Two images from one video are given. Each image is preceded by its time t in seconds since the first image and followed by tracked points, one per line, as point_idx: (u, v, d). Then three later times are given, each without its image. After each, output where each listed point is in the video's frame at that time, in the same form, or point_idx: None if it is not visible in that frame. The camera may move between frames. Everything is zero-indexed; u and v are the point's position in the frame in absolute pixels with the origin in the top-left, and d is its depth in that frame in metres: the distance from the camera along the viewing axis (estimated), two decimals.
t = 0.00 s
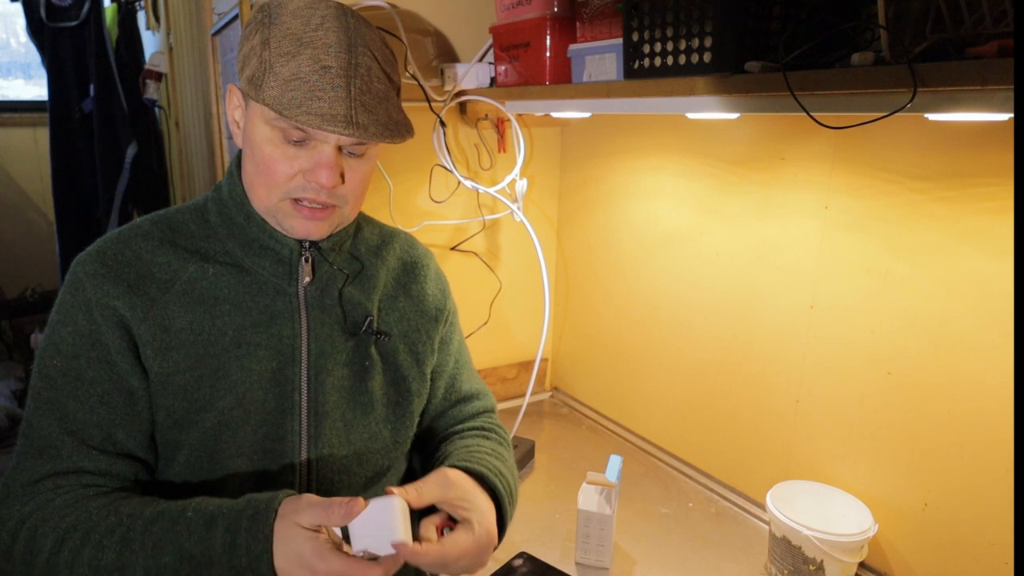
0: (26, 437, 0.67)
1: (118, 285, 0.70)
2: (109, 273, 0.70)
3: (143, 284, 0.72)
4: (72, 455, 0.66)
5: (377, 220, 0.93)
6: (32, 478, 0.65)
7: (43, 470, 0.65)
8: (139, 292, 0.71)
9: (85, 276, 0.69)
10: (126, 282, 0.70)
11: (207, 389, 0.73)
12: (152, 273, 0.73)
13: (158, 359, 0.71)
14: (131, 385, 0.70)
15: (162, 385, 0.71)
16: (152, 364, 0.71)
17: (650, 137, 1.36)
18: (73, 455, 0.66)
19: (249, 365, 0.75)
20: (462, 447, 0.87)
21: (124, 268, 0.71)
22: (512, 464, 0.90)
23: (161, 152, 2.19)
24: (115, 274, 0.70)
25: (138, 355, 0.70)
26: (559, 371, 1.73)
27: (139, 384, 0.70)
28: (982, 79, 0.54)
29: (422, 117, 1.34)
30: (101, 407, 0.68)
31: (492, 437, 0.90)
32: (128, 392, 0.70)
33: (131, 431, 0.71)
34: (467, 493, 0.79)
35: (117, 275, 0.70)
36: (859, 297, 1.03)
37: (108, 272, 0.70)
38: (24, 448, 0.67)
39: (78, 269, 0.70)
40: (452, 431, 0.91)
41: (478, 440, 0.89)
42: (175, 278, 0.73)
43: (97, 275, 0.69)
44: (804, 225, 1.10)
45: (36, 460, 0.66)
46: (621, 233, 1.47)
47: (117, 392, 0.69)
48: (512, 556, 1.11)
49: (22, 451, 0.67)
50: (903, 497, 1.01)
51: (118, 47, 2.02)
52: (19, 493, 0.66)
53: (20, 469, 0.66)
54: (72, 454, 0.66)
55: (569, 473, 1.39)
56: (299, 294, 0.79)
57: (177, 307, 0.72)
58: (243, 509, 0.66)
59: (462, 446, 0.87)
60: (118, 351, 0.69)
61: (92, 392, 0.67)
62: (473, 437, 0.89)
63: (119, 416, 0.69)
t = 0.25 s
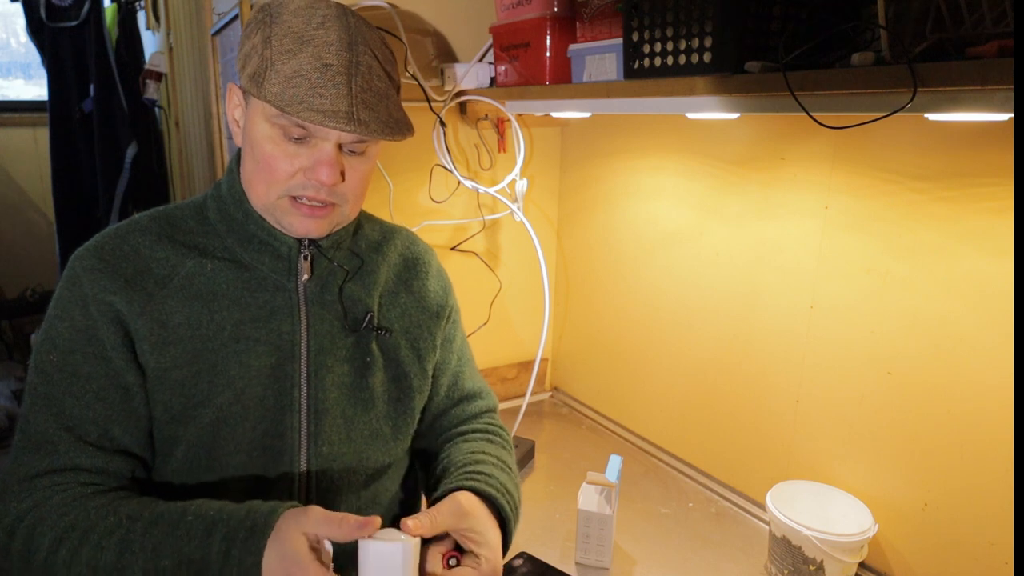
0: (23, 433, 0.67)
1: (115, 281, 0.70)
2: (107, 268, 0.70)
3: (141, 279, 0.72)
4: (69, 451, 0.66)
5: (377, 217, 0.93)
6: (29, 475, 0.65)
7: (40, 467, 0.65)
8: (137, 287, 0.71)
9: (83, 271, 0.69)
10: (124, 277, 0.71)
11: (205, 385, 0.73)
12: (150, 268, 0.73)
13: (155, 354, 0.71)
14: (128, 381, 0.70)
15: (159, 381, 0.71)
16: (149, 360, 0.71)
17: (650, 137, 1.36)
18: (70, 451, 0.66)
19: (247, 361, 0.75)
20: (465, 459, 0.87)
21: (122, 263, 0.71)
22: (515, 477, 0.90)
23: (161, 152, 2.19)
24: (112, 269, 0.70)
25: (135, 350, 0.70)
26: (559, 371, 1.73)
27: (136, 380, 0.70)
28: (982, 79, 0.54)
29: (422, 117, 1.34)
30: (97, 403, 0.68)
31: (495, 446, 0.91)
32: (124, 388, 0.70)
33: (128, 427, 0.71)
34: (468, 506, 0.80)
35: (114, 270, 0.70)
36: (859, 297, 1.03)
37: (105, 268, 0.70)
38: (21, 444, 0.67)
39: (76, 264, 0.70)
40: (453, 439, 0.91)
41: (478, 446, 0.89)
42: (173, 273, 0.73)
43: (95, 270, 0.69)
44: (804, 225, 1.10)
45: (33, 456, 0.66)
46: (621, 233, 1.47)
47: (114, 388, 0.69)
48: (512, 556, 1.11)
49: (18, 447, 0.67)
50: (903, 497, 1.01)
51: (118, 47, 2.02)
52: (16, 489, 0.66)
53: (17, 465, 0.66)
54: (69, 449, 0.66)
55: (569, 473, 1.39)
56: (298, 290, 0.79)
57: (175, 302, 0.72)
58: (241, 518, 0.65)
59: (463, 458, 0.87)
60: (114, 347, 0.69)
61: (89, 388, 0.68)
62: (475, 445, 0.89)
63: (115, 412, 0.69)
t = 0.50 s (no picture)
0: (20, 433, 0.67)
1: (113, 279, 0.70)
2: (104, 266, 0.70)
3: (139, 278, 0.72)
4: (65, 451, 0.66)
5: (378, 215, 0.93)
6: (25, 476, 0.66)
7: (36, 469, 0.65)
8: (135, 285, 0.71)
9: (80, 270, 0.69)
10: (122, 275, 0.71)
11: (204, 383, 0.73)
12: (148, 266, 0.73)
13: (153, 352, 0.71)
14: (125, 380, 0.70)
15: (157, 379, 0.71)
16: (147, 358, 0.71)
17: (650, 137, 1.36)
18: (66, 451, 0.66)
19: (246, 360, 0.75)
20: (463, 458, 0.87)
21: (120, 261, 0.71)
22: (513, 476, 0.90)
23: (161, 152, 2.19)
24: (111, 267, 0.70)
25: (134, 348, 0.70)
26: (559, 371, 1.73)
27: (133, 380, 0.70)
28: (982, 80, 0.54)
29: (422, 117, 1.34)
30: (94, 402, 0.68)
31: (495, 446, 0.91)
32: (121, 387, 0.70)
33: (125, 426, 0.71)
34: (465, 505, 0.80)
35: (112, 267, 0.70)
36: (859, 297, 1.03)
37: (103, 265, 0.70)
38: (18, 444, 0.67)
39: (74, 261, 0.70)
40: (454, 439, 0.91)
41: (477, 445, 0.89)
42: (172, 271, 0.73)
43: (93, 268, 0.69)
44: (805, 225, 1.10)
45: (29, 455, 0.66)
46: (621, 233, 1.47)
47: (111, 387, 0.69)
48: (512, 556, 1.11)
49: (15, 446, 0.67)
50: (903, 497, 1.01)
51: (118, 47, 2.02)
52: (11, 491, 0.66)
53: (13, 465, 0.66)
54: (65, 450, 0.66)
55: (569, 473, 1.39)
56: (298, 287, 0.79)
57: (173, 300, 0.72)
58: (233, 532, 0.65)
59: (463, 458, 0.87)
60: (111, 346, 0.69)
61: (86, 387, 0.68)
62: (476, 444, 0.90)
63: (112, 411, 0.69)
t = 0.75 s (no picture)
0: (20, 435, 0.67)
1: (114, 280, 0.70)
2: (106, 267, 0.70)
3: (141, 278, 0.72)
4: (65, 453, 0.66)
5: (379, 216, 0.93)
6: (26, 478, 0.65)
7: (37, 471, 0.65)
8: (137, 286, 0.71)
9: (82, 270, 0.69)
10: (124, 276, 0.70)
11: (205, 385, 0.73)
12: (150, 267, 0.73)
13: (155, 354, 0.71)
14: (126, 382, 0.70)
15: (159, 381, 0.71)
16: (149, 359, 0.71)
17: (650, 137, 1.36)
18: (66, 453, 0.66)
19: (248, 361, 0.75)
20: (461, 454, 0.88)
21: (122, 261, 0.71)
22: (512, 475, 0.90)
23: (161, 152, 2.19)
24: (113, 268, 0.70)
25: (136, 349, 0.70)
26: (559, 371, 1.73)
27: (134, 382, 0.70)
28: (982, 80, 0.54)
29: (422, 117, 1.34)
30: (95, 404, 0.68)
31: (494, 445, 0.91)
32: (122, 389, 0.70)
33: (125, 428, 0.71)
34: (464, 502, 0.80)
35: (114, 268, 0.70)
36: (859, 297, 1.03)
37: (105, 266, 0.70)
38: (18, 445, 0.67)
39: (75, 262, 0.70)
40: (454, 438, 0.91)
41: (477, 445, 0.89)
42: (174, 272, 0.73)
43: (95, 269, 0.69)
44: (804, 225, 1.10)
45: (30, 457, 0.66)
46: (621, 233, 1.47)
47: (112, 389, 0.69)
48: (512, 556, 1.12)
49: (15, 447, 0.67)
50: (903, 497, 1.01)
51: (118, 47, 2.02)
52: (11, 492, 0.66)
53: (14, 467, 0.66)
54: (66, 451, 0.66)
55: (569, 473, 1.39)
56: (300, 288, 0.79)
57: (175, 301, 0.72)
58: (231, 538, 0.65)
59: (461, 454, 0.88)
60: (113, 347, 0.69)
61: (87, 388, 0.68)
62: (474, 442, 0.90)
63: (113, 413, 0.69)
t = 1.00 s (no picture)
0: (21, 434, 0.67)
1: (117, 279, 0.70)
2: (109, 266, 0.70)
3: (144, 278, 0.71)
4: (67, 453, 0.66)
5: (381, 218, 0.94)
6: (27, 478, 0.65)
7: (38, 471, 0.65)
8: (140, 286, 0.71)
9: (84, 270, 0.69)
10: (126, 276, 0.70)
11: (208, 385, 0.73)
12: (153, 266, 0.73)
13: (158, 354, 0.71)
14: (129, 382, 0.70)
15: (162, 381, 0.71)
16: (153, 359, 0.71)
17: (650, 137, 1.36)
18: (68, 453, 0.66)
19: (250, 361, 0.75)
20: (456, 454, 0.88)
21: (124, 261, 0.71)
22: (508, 477, 0.91)
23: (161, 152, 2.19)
24: (116, 267, 0.70)
25: (138, 349, 0.70)
26: (559, 371, 1.73)
27: (137, 382, 0.70)
28: (982, 80, 0.54)
29: (421, 117, 1.34)
30: (97, 404, 0.68)
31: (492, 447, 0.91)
32: (125, 389, 0.70)
33: (127, 428, 0.71)
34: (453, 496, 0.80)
35: (117, 268, 0.70)
36: (859, 297, 1.03)
37: (108, 265, 0.70)
38: (19, 445, 0.67)
39: (78, 261, 0.70)
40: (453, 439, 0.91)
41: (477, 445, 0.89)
42: (177, 272, 0.73)
43: (97, 269, 0.69)
44: (804, 225, 1.10)
45: (31, 457, 0.66)
46: (621, 233, 1.47)
47: (114, 389, 0.69)
48: (512, 556, 1.12)
49: (16, 447, 0.67)
50: (903, 497, 1.01)
51: (118, 47, 2.02)
52: (12, 492, 0.66)
53: (15, 467, 0.66)
54: (68, 451, 0.66)
55: (569, 473, 1.39)
56: (303, 288, 0.79)
57: (178, 301, 0.72)
58: (230, 538, 0.65)
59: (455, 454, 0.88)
60: (116, 347, 0.68)
61: (89, 388, 0.67)
62: (469, 443, 0.90)
63: (115, 413, 0.69)
